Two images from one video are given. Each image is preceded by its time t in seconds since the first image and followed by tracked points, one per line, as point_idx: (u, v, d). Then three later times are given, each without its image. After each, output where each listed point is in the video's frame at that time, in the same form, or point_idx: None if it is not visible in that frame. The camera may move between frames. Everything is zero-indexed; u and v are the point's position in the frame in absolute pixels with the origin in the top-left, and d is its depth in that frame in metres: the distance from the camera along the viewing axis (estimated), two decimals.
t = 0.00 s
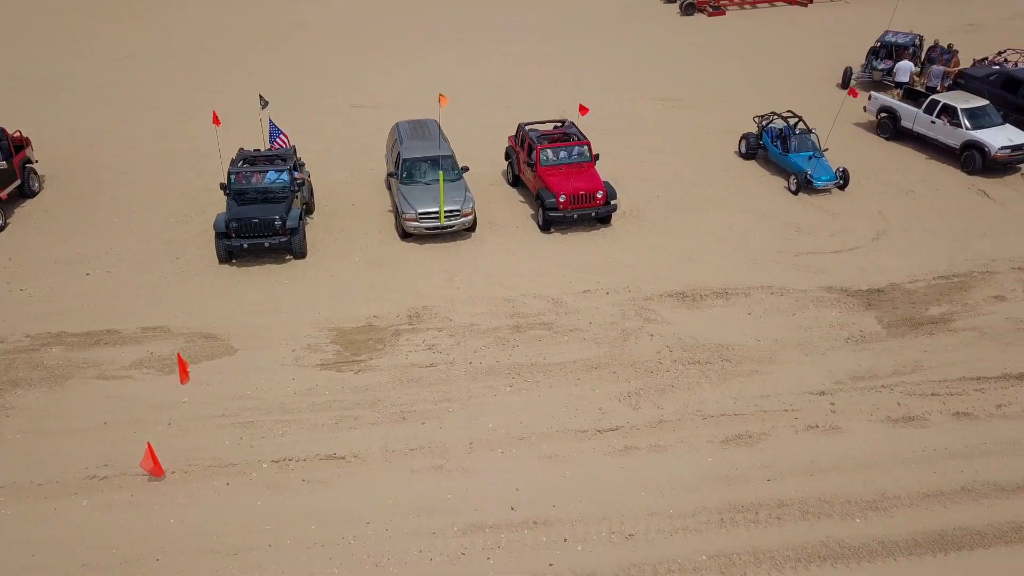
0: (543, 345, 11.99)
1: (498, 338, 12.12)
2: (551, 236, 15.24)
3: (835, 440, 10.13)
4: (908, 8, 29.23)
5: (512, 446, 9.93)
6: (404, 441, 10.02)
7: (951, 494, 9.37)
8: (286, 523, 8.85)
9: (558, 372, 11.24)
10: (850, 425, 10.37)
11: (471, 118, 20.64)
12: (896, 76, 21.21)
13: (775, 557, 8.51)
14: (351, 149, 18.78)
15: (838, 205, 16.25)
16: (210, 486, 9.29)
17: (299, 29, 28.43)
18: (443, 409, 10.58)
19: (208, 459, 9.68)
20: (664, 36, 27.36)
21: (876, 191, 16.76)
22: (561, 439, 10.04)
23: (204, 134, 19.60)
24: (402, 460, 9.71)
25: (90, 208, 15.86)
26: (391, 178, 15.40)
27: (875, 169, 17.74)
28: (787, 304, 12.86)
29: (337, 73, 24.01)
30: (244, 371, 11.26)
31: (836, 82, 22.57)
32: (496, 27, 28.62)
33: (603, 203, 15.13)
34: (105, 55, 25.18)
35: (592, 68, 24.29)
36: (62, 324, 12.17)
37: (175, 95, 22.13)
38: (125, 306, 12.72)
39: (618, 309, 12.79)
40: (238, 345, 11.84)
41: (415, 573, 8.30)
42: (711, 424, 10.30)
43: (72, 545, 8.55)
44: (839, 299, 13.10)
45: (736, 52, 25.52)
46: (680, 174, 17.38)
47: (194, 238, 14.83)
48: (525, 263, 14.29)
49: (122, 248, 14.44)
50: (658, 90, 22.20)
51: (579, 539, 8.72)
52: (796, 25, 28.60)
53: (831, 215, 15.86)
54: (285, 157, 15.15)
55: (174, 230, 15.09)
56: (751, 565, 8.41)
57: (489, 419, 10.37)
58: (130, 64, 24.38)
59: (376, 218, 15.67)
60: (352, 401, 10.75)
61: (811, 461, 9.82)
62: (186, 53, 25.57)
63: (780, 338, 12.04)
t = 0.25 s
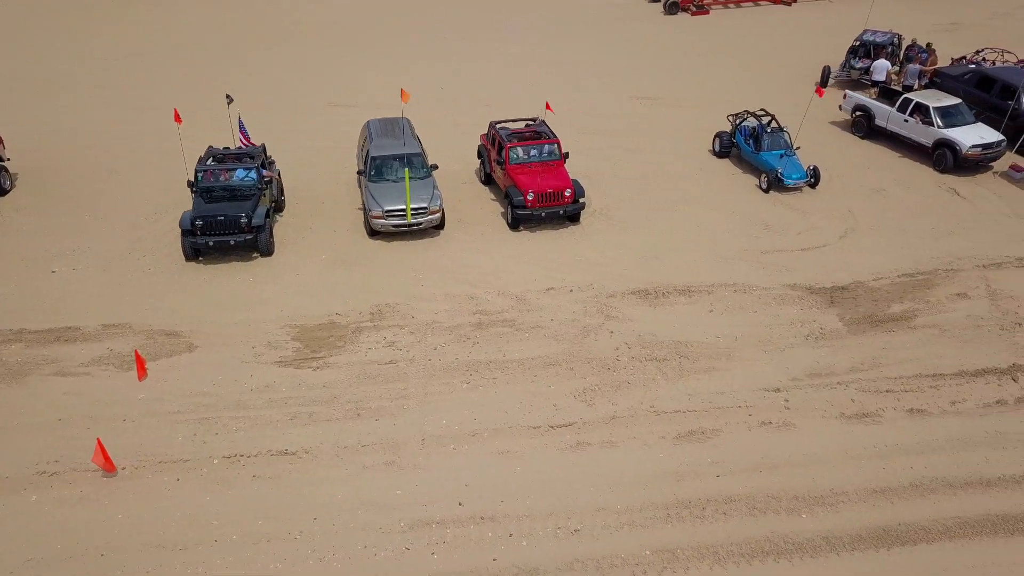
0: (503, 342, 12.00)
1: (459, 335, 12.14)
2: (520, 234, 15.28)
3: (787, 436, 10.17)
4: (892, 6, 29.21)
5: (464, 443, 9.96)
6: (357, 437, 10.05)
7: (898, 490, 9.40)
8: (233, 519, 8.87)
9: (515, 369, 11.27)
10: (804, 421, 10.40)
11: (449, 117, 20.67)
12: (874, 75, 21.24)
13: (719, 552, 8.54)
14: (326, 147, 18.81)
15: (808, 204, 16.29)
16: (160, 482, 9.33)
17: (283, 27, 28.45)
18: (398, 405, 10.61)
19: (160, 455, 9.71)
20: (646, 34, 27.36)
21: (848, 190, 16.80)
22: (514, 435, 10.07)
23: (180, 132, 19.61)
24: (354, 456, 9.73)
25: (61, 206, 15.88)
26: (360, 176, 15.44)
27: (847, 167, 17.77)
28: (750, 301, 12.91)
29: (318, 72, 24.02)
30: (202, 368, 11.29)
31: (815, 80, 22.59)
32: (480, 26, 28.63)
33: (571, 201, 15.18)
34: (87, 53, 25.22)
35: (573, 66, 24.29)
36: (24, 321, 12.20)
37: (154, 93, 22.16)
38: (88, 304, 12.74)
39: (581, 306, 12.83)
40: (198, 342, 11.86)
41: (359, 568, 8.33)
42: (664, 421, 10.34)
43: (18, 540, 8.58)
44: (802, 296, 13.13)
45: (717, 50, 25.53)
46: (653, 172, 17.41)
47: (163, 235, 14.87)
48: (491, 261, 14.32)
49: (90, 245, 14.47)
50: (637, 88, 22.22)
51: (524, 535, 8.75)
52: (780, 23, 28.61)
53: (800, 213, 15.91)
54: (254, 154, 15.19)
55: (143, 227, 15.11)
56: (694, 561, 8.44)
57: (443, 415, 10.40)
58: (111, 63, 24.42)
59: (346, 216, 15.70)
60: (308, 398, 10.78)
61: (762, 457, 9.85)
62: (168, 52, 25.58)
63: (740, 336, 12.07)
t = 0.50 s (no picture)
0: (466, 339, 12.03)
1: (422, 332, 12.17)
2: (491, 233, 15.32)
3: (742, 432, 10.21)
4: (886, 5, 29.34)
5: (420, 439, 10.00)
6: (313, 433, 10.09)
7: (849, 485, 9.42)
8: (185, 513, 8.92)
9: (475, 366, 11.30)
10: (760, 418, 10.44)
11: (427, 116, 20.71)
12: (853, 74, 21.27)
13: (666, 547, 8.57)
14: (303, 146, 18.86)
15: (779, 202, 16.36)
16: (114, 478, 9.39)
17: (268, 26, 28.50)
18: (357, 402, 10.65)
19: (116, 451, 9.77)
20: (631, 32, 27.35)
21: (820, 188, 16.85)
22: (470, 432, 10.11)
23: (159, 131, 19.70)
24: (309, 452, 9.78)
25: (34, 204, 15.94)
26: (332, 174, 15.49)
27: (822, 165, 17.80)
28: (714, 299, 12.97)
29: (300, 71, 24.06)
30: (164, 365, 11.34)
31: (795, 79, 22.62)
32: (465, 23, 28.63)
33: (542, 199, 15.23)
34: (71, 52, 25.30)
35: (555, 64, 24.32)
36: None
37: (135, 92, 22.22)
38: (55, 301, 12.81)
39: (546, 304, 12.88)
40: (162, 339, 11.92)
41: (305, 562, 8.37)
42: (620, 417, 10.39)
43: None
44: (768, 294, 13.18)
45: (701, 48, 25.54)
46: (627, 171, 17.47)
47: (134, 233, 14.93)
48: (460, 259, 14.37)
49: (61, 243, 14.52)
50: (617, 87, 22.25)
51: (473, 530, 8.78)
52: (766, 20, 28.58)
53: (771, 212, 15.97)
54: (225, 152, 15.24)
55: (115, 226, 15.17)
56: (640, 555, 8.47)
57: (401, 412, 10.43)
58: (95, 61, 24.49)
59: (318, 214, 15.75)
60: (267, 394, 10.82)
61: (716, 453, 9.89)
62: (152, 51, 25.67)
63: (702, 333, 12.12)
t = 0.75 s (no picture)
0: (432, 336, 12.06)
1: (389, 329, 12.22)
2: (463, 232, 15.37)
3: (701, 429, 10.27)
4: (886, 5, 29.42)
5: (378, 436, 10.04)
6: (273, 430, 10.14)
7: (804, 482, 9.48)
8: (141, 510, 8.97)
9: (439, 364, 11.34)
10: (719, 415, 10.50)
11: (406, 112, 20.72)
12: (832, 74, 21.31)
13: (617, 544, 8.61)
14: (280, 144, 18.87)
15: (752, 201, 16.41)
16: (72, 475, 9.42)
17: (253, 22, 28.43)
18: (318, 400, 10.69)
19: (76, 448, 9.81)
20: (616, 27, 27.28)
21: (794, 187, 16.91)
22: (430, 428, 10.15)
23: (137, 127, 19.70)
24: (269, 449, 9.82)
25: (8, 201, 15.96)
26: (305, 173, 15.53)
27: (797, 163, 17.85)
28: (681, 297, 13.03)
29: (282, 67, 24.02)
30: (129, 362, 11.38)
31: (775, 77, 22.66)
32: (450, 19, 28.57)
33: (515, 198, 15.27)
34: (53, 47, 25.24)
35: (538, 58, 24.24)
36: None
37: (116, 89, 22.20)
38: (24, 299, 12.84)
39: (514, 301, 12.93)
40: (128, 337, 11.96)
41: (258, 558, 8.41)
42: (580, 415, 10.44)
43: None
44: (735, 293, 13.24)
45: (685, 42, 25.46)
46: (602, 169, 17.52)
47: (107, 231, 14.96)
48: (431, 257, 14.42)
49: (33, 241, 14.55)
50: (598, 81, 22.19)
51: (427, 526, 8.82)
52: (751, 15, 28.51)
53: (743, 211, 16.03)
54: (198, 151, 15.28)
55: (88, 224, 15.21)
56: (591, 550, 8.52)
57: (362, 409, 10.47)
58: (77, 57, 24.44)
59: (291, 213, 15.79)
60: (230, 391, 10.86)
61: (674, 450, 9.95)
62: (134, 46, 25.61)
63: (667, 331, 12.18)
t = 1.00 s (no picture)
0: (400, 334, 12.10)
1: (358, 327, 12.26)
2: (438, 230, 15.42)
3: (664, 426, 10.32)
4: (886, 5, 29.37)
5: (341, 433, 10.08)
6: (236, 426, 10.18)
7: (763, 478, 9.52)
8: (99, 506, 9.01)
9: (405, 361, 11.37)
10: (682, 411, 10.56)
11: (386, 109, 20.73)
12: (813, 73, 21.33)
13: (573, 539, 8.65)
14: (260, 141, 18.87)
15: (728, 200, 16.47)
16: (32, 471, 9.46)
17: (239, 19, 28.41)
18: (283, 397, 10.73)
19: (38, 444, 9.85)
20: (602, 25, 27.26)
21: (770, 185, 16.96)
22: (392, 425, 10.19)
23: (117, 125, 19.73)
24: (231, 446, 9.85)
25: None
26: (281, 171, 15.57)
27: (774, 162, 17.90)
28: (651, 296, 13.11)
29: (266, 64, 24.00)
30: (97, 360, 11.42)
31: (757, 76, 22.69)
32: (436, 16, 28.55)
33: (490, 196, 15.31)
34: (37, 45, 25.22)
35: (522, 56, 24.24)
36: None
37: (98, 85, 22.18)
38: None
39: (485, 299, 12.97)
40: (98, 334, 12.00)
41: (213, 554, 8.44)
42: (543, 411, 10.48)
43: None
44: (706, 291, 13.29)
45: (669, 40, 25.47)
46: (580, 168, 17.59)
47: (81, 229, 15.00)
48: (405, 255, 14.47)
49: (7, 239, 14.58)
50: (581, 80, 22.21)
51: (385, 522, 8.86)
52: (738, 13, 28.50)
53: (718, 209, 16.09)
54: (174, 149, 15.31)
55: (63, 222, 15.24)
56: (546, 546, 8.55)
57: (326, 406, 10.51)
58: (61, 55, 24.45)
59: (268, 210, 15.82)
60: (196, 389, 10.89)
61: (635, 447, 9.99)
62: (118, 43, 25.60)
63: (635, 329, 12.25)
